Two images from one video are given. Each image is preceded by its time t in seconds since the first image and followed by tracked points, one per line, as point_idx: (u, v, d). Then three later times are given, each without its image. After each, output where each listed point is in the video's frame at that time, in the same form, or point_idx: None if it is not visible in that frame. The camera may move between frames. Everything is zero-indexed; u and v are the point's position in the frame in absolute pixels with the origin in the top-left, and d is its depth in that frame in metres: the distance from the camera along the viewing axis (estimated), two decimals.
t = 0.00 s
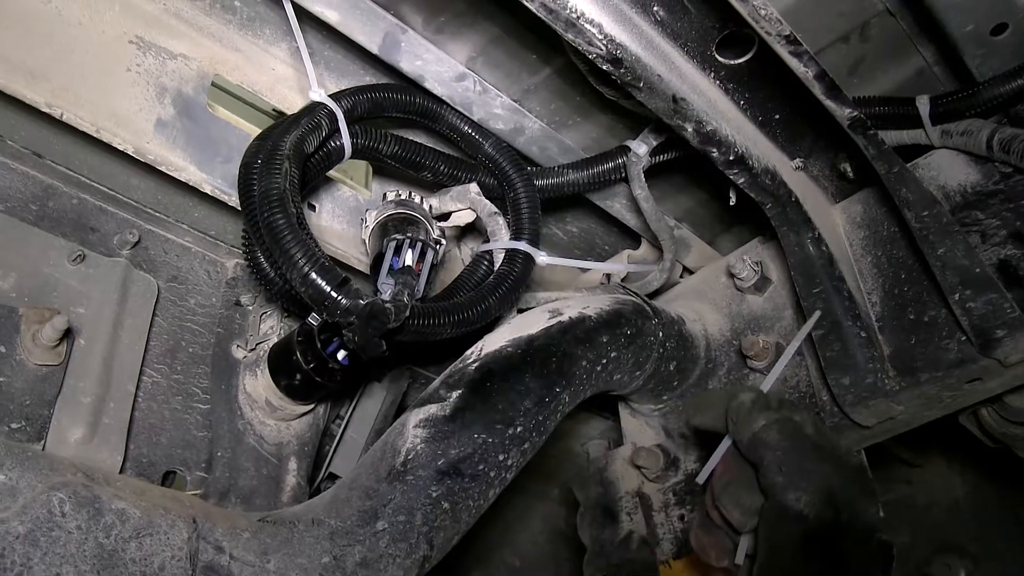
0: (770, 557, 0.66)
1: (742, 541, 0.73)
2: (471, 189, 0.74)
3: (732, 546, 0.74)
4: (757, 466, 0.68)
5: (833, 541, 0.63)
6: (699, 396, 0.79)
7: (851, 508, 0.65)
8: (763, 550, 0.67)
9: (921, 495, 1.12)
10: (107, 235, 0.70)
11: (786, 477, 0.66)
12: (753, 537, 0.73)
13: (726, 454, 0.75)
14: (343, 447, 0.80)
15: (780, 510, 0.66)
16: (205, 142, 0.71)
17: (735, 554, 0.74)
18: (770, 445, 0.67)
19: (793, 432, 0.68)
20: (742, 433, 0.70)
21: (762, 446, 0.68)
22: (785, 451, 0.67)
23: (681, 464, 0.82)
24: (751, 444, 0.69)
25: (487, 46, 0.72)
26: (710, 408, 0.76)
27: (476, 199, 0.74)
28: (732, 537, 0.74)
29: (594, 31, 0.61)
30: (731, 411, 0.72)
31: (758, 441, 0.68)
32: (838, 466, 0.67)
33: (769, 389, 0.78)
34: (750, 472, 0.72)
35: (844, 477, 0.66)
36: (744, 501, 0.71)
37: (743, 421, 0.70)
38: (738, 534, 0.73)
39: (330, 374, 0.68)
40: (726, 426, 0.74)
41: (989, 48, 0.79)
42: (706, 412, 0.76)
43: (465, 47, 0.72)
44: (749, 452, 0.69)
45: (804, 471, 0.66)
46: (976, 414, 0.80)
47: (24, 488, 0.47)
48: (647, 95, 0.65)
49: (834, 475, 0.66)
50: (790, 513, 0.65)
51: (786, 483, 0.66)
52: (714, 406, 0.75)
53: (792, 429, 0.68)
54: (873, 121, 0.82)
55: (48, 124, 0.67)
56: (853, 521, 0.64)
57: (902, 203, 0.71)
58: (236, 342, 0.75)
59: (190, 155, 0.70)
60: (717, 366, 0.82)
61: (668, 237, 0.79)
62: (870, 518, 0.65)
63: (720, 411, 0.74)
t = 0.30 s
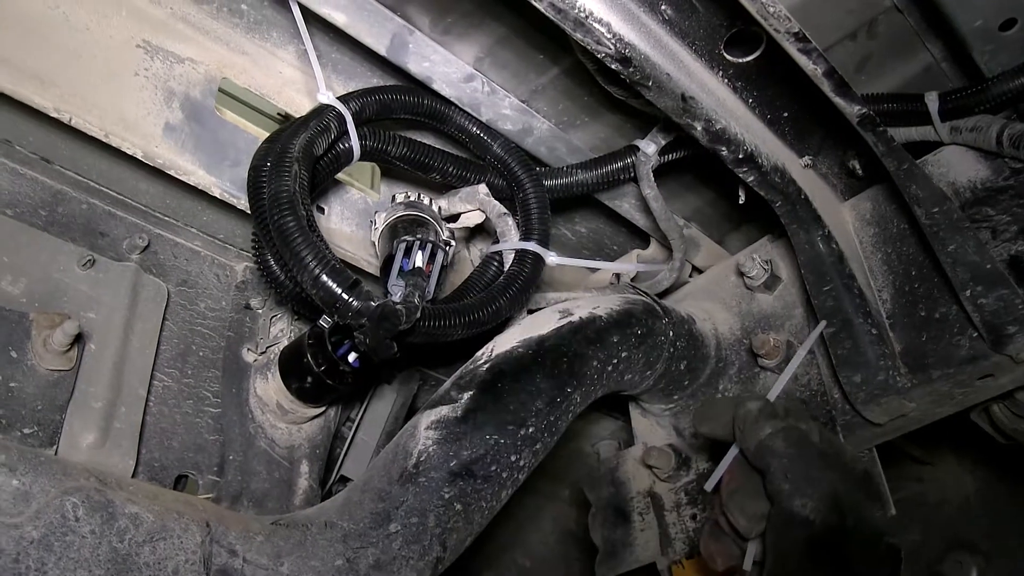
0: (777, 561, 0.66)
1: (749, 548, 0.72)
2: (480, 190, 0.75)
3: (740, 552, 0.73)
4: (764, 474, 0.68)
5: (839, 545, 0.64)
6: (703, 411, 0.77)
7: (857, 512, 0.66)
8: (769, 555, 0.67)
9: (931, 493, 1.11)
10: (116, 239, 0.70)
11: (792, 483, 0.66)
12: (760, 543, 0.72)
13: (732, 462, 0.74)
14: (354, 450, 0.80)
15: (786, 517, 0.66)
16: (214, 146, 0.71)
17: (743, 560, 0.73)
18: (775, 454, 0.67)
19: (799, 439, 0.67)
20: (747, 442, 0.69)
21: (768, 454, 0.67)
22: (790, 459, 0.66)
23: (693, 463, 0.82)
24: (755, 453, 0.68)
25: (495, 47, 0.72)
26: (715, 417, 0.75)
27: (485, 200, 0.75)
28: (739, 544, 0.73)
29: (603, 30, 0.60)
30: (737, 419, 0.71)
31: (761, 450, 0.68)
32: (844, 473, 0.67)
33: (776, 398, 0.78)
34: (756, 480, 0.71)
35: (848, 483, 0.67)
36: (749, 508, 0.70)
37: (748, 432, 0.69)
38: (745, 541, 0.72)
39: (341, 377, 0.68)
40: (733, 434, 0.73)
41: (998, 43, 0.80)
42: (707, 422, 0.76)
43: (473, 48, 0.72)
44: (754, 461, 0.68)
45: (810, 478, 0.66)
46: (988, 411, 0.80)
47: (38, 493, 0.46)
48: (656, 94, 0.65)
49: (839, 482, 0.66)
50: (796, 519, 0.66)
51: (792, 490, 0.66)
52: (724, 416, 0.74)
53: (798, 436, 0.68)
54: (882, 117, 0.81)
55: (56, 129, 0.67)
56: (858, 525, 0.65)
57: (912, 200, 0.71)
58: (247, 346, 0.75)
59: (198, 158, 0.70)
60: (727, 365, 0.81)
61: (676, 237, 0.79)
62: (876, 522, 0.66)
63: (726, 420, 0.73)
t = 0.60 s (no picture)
0: (788, 565, 0.67)
1: (761, 551, 0.74)
2: (490, 192, 0.76)
3: (752, 556, 0.75)
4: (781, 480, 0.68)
5: (849, 554, 0.65)
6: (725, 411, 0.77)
7: (871, 522, 0.66)
8: (781, 559, 0.68)
9: (941, 493, 1.12)
10: (127, 242, 0.71)
11: (807, 491, 0.66)
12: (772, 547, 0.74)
13: (749, 464, 0.75)
14: (365, 452, 0.80)
15: (796, 523, 0.66)
16: (225, 149, 0.71)
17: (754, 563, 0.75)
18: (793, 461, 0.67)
19: (819, 446, 0.67)
20: (768, 445, 0.69)
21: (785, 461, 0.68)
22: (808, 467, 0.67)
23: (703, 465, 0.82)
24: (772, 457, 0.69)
25: (504, 49, 0.72)
26: (736, 417, 0.75)
27: (494, 203, 0.76)
28: (751, 546, 0.75)
29: (613, 33, 0.60)
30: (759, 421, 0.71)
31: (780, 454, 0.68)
32: (862, 482, 0.67)
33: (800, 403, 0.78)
34: (772, 484, 0.73)
35: (865, 493, 0.67)
36: (764, 512, 0.72)
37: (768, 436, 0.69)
38: (758, 544, 0.75)
39: (352, 379, 0.68)
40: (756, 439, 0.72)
41: (1007, 44, 0.79)
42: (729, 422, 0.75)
43: (482, 50, 0.72)
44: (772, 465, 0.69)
45: (825, 487, 0.66)
46: (998, 411, 0.80)
47: (51, 497, 0.45)
48: (666, 96, 0.65)
49: (854, 491, 0.66)
50: (807, 526, 0.66)
51: (807, 497, 0.66)
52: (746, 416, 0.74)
53: (818, 442, 0.68)
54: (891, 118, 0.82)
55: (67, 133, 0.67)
56: (870, 532, 0.66)
57: (921, 201, 0.71)
58: (258, 349, 0.75)
59: (209, 162, 0.70)
60: (738, 366, 0.81)
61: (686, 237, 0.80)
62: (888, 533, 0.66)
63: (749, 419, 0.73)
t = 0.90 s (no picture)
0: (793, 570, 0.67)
1: (769, 558, 0.73)
2: (496, 195, 0.76)
3: (758, 562, 0.74)
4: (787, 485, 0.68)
5: (856, 559, 0.64)
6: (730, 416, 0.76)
7: (877, 526, 0.65)
8: (787, 564, 0.68)
9: (946, 494, 1.12)
10: (133, 246, 0.70)
11: (812, 496, 0.66)
12: (780, 553, 0.73)
13: (755, 469, 0.74)
14: (371, 455, 0.80)
15: (803, 529, 0.66)
16: (232, 153, 0.71)
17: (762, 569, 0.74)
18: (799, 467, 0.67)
19: (823, 450, 0.67)
20: (772, 451, 0.69)
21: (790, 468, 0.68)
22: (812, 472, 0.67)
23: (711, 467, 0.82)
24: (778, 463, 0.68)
25: (511, 52, 0.72)
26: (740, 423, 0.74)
27: (501, 205, 0.76)
28: (758, 553, 0.74)
29: (621, 35, 0.60)
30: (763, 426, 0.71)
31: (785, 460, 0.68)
32: (866, 485, 0.67)
33: (802, 407, 0.77)
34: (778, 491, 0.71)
35: (872, 497, 0.66)
36: (770, 518, 0.71)
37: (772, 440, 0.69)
38: (765, 550, 0.73)
39: (359, 382, 0.68)
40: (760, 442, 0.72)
41: (1013, 45, 0.79)
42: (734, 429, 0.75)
43: (489, 53, 0.72)
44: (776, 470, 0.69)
45: (830, 491, 0.66)
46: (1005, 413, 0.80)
47: (59, 501, 0.45)
48: (673, 98, 0.65)
49: (859, 494, 0.66)
50: (813, 530, 0.66)
51: (812, 502, 0.66)
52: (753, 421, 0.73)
53: (822, 446, 0.68)
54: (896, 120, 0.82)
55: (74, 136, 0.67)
56: (878, 541, 0.65)
57: (928, 202, 0.71)
58: (264, 352, 0.75)
59: (216, 165, 0.70)
60: (744, 368, 0.81)
61: (692, 238, 0.81)
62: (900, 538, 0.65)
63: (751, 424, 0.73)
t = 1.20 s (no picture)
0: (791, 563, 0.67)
1: (767, 551, 0.74)
2: (501, 196, 0.77)
3: (757, 556, 0.75)
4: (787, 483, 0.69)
5: (854, 551, 0.65)
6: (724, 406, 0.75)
7: (874, 518, 0.66)
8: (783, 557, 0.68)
9: (949, 494, 1.12)
10: (138, 246, 0.70)
11: (808, 488, 0.66)
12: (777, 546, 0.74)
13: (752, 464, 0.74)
14: (375, 456, 0.80)
15: (799, 520, 0.66)
16: (236, 154, 0.71)
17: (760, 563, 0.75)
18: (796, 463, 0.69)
19: (820, 445, 0.68)
20: (769, 444, 0.69)
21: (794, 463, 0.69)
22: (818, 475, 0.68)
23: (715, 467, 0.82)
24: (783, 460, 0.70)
25: (515, 52, 0.72)
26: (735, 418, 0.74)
27: (506, 206, 0.77)
28: (756, 546, 0.75)
29: (627, 36, 0.60)
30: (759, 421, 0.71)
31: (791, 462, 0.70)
32: (864, 480, 0.67)
33: (800, 403, 0.79)
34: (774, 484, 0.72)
35: (867, 490, 0.67)
36: (766, 511, 0.72)
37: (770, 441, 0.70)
38: (763, 543, 0.74)
39: (364, 382, 0.68)
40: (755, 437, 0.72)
41: (1016, 45, 0.80)
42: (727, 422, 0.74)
43: (494, 54, 0.72)
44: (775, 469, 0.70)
45: (827, 484, 0.66)
46: (1009, 412, 0.80)
47: (66, 502, 0.45)
48: (679, 99, 0.65)
49: (856, 488, 0.67)
50: (808, 521, 0.66)
51: (807, 494, 0.66)
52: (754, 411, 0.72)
53: (820, 441, 0.68)
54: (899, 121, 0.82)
55: (80, 137, 0.67)
56: (873, 531, 0.65)
57: (932, 202, 0.71)
58: (269, 353, 0.75)
59: (221, 166, 0.70)
60: (748, 368, 0.81)
61: (696, 238, 0.81)
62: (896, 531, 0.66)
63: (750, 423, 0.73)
